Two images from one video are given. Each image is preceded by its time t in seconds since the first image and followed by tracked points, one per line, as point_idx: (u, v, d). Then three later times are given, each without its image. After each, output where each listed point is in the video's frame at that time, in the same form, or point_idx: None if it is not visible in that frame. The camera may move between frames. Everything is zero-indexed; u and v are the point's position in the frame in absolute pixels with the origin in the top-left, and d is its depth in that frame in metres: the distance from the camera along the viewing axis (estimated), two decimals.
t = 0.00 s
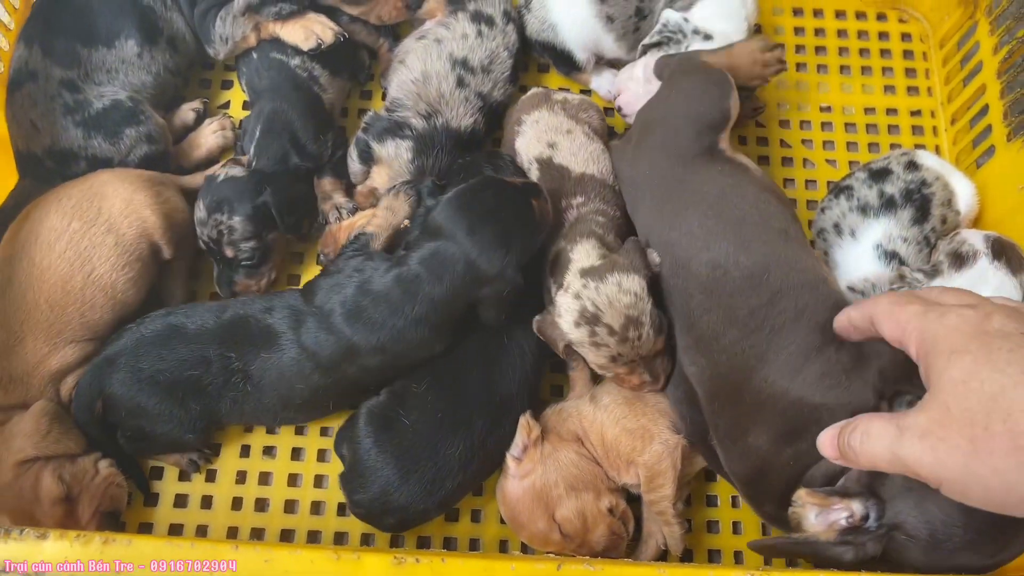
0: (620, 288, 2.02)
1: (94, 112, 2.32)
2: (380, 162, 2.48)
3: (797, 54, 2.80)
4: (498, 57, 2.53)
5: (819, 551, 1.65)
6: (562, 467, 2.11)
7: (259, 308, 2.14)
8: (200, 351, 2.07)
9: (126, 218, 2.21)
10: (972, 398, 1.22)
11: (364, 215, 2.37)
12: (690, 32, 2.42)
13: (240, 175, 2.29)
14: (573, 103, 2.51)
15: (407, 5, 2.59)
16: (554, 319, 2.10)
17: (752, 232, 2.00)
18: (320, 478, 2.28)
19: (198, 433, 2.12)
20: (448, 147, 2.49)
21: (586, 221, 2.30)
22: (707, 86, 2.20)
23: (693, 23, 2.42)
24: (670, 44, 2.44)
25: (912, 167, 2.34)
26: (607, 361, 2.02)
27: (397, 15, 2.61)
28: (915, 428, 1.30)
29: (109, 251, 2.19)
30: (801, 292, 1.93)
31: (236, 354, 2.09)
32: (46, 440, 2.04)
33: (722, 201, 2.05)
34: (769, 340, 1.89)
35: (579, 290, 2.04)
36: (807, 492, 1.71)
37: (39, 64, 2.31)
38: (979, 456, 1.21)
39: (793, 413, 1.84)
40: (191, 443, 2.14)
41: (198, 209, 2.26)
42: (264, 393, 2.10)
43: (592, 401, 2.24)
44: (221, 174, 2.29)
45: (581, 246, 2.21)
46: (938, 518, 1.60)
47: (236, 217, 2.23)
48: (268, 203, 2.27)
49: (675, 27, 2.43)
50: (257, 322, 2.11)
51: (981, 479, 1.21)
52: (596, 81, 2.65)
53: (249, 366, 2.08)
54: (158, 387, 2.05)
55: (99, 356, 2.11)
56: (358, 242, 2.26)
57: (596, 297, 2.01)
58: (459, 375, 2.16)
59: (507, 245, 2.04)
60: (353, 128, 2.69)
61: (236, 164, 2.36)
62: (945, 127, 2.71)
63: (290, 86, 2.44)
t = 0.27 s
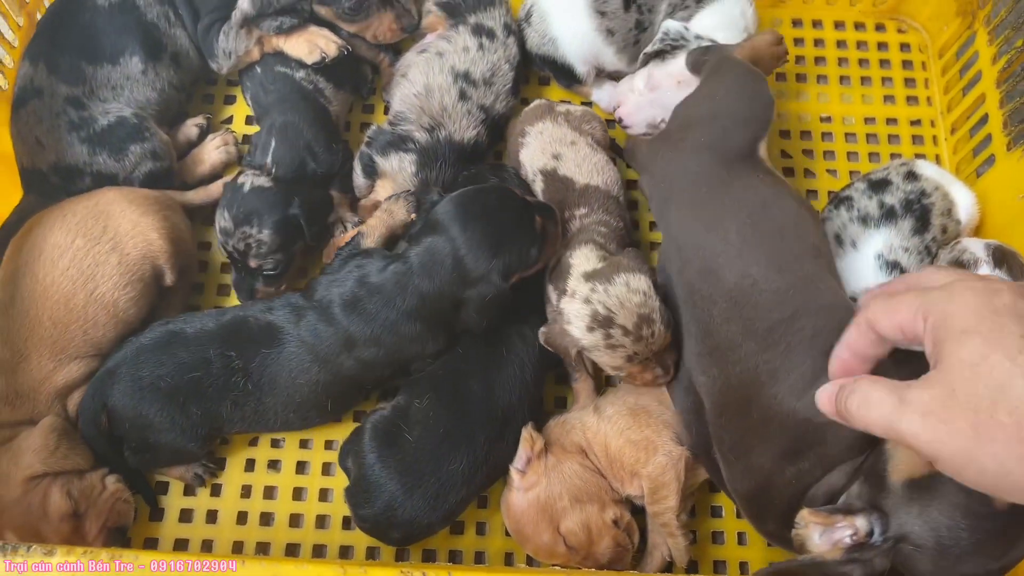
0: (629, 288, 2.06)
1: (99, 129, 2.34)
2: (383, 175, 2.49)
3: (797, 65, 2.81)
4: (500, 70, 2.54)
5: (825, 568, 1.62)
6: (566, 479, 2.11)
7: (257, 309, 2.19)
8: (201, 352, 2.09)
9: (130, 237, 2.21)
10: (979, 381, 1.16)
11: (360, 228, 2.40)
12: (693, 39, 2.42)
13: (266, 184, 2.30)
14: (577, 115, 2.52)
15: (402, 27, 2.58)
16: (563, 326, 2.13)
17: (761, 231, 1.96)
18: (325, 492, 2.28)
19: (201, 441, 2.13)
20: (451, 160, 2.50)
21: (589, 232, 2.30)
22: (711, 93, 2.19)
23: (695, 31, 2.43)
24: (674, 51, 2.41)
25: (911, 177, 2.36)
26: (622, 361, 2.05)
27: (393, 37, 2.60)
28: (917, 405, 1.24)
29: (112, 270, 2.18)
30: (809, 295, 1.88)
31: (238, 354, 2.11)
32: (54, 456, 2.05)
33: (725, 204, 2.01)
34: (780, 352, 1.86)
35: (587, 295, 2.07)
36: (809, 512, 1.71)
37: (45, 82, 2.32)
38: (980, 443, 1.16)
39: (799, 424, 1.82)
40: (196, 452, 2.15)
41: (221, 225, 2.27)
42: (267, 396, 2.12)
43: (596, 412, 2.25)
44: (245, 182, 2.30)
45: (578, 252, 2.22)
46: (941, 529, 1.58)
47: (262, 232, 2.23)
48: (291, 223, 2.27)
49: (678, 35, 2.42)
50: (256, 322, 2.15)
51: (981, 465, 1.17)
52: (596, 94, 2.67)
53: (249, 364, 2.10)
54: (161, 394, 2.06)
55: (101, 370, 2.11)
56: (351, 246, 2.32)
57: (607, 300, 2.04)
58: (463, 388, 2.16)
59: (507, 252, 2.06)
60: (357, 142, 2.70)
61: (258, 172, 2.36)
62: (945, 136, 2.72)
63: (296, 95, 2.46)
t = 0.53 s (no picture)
0: (626, 247, 2.12)
1: (99, 148, 2.36)
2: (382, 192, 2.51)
3: (790, 79, 2.84)
4: (496, 87, 2.57)
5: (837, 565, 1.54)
6: (564, 492, 2.12)
7: (258, 324, 2.20)
8: (201, 367, 2.10)
9: (127, 250, 2.22)
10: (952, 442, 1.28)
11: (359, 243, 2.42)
12: (692, 55, 2.45)
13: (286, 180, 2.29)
14: (573, 130, 2.54)
15: (402, 45, 2.58)
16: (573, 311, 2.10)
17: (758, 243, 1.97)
18: (325, 507, 2.29)
19: (201, 457, 2.14)
20: (449, 176, 2.53)
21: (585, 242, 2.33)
22: (708, 110, 2.22)
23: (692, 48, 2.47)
24: (675, 66, 2.43)
25: (904, 190, 2.38)
26: (632, 320, 2.04)
27: (392, 55, 2.60)
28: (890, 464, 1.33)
29: (110, 283, 2.19)
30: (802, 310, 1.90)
31: (238, 369, 2.12)
32: (54, 474, 2.06)
33: (722, 219, 2.03)
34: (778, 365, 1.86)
35: (587, 258, 2.11)
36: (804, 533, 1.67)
37: (46, 102, 2.34)
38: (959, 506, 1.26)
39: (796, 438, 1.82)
40: (196, 469, 2.16)
41: (252, 232, 2.27)
42: (267, 411, 2.13)
43: (594, 425, 2.27)
44: (259, 183, 2.29)
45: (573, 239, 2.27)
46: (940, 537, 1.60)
47: (296, 227, 2.24)
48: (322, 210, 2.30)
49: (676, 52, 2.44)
50: (257, 337, 2.17)
51: (960, 525, 1.27)
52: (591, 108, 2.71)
53: (250, 380, 2.12)
54: (162, 411, 2.07)
55: (101, 388, 2.12)
56: (352, 261, 2.38)
57: (607, 258, 2.08)
58: (462, 403, 2.18)
59: (508, 275, 2.08)
60: (355, 159, 2.72)
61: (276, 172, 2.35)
62: (937, 148, 2.74)
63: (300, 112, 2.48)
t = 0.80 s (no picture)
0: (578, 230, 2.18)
1: (90, 174, 2.42)
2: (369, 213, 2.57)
3: (767, 100, 2.91)
4: (479, 110, 2.64)
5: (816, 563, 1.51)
6: (548, 506, 2.16)
7: (246, 344, 2.25)
8: (190, 387, 2.14)
9: (115, 265, 2.28)
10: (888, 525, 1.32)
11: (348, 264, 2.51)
12: (662, 81, 2.52)
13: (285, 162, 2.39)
14: (556, 152, 2.60)
15: (388, 71, 2.61)
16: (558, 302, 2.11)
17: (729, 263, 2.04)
18: (313, 523, 2.33)
19: (190, 476, 2.18)
20: (434, 198, 2.58)
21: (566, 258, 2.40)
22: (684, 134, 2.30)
23: (664, 73, 2.53)
24: (641, 92, 2.52)
25: (877, 208, 2.44)
26: (606, 276, 2.05)
27: (380, 80, 2.64)
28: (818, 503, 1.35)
29: (99, 298, 2.24)
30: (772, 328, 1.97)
31: (227, 389, 2.16)
32: (39, 494, 2.09)
33: (697, 239, 2.10)
34: (753, 378, 1.96)
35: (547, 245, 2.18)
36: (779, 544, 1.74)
37: (39, 129, 2.40)
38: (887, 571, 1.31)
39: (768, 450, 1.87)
40: (185, 488, 2.20)
41: (267, 216, 2.34)
42: (256, 429, 2.18)
43: (576, 440, 2.31)
44: (262, 169, 2.38)
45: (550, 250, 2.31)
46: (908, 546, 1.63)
47: (304, 201, 2.32)
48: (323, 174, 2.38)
49: (645, 78, 2.52)
50: (245, 355, 2.22)
51: None
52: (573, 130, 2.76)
53: (239, 400, 2.16)
54: (154, 431, 2.11)
55: (92, 408, 2.17)
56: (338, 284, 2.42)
57: (564, 238, 2.15)
58: (447, 420, 2.22)
59: (491, 295, 2.12)
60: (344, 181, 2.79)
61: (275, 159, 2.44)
62: (912, 166, 2.81)
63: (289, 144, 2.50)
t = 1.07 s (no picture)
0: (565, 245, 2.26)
1: (88, 192, 2.50)
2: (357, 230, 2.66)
3: (743, 117, 3.01)
4: (463, 128, 2.73)
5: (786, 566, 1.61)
6: (530, 509, 2.23)
7: (237, 354, 2.33)
8: (182, 396, 2.21)
9: (111, 284, 2.35)
10: None
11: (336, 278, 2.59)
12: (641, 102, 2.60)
13: (287, 165, 2.46)
14: (537, 168, 2.69)
15: (372, 100, 2.73)
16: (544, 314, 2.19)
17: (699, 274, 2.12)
18: (303, 529, 2.41)
19: (183, 483, 2.25)
20: (419, 213, 2.67)
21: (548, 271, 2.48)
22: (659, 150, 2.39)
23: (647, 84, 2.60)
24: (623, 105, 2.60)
25: (847, 219, 2.52)
26: (593, 292, 2.12)
27: (365, 108, 2.75)
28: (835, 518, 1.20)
29: (95, 315, 2.32)
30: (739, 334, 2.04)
31: (217, 396, 2.24)
32: (39, 500, 2.15)
33: (671, 250, 2.18)
34: (723, 386, 2.02)
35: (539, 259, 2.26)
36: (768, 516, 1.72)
37: (40, 150, 2.49)
38: None
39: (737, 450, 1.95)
40: (178, 494, 2.27)
41: (271, 217, 2.39)
42: (246, 436, 2.25)
43: (558, 445, 2.39)
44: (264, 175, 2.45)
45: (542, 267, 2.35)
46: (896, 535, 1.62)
47: (309, 200, 2.39)
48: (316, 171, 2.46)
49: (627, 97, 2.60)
50: (236, 365, 2.29)
51: None
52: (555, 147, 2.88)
53: (229, 408, 2.24)
54: (147, 438, 2.18)
55: (88, 418, 2.24)
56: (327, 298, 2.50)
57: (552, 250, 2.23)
58: (432, 427, 2.29)
59: (474, 307, 2.21)
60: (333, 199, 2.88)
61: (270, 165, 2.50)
62: (883, 180, 2.91)
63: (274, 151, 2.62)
